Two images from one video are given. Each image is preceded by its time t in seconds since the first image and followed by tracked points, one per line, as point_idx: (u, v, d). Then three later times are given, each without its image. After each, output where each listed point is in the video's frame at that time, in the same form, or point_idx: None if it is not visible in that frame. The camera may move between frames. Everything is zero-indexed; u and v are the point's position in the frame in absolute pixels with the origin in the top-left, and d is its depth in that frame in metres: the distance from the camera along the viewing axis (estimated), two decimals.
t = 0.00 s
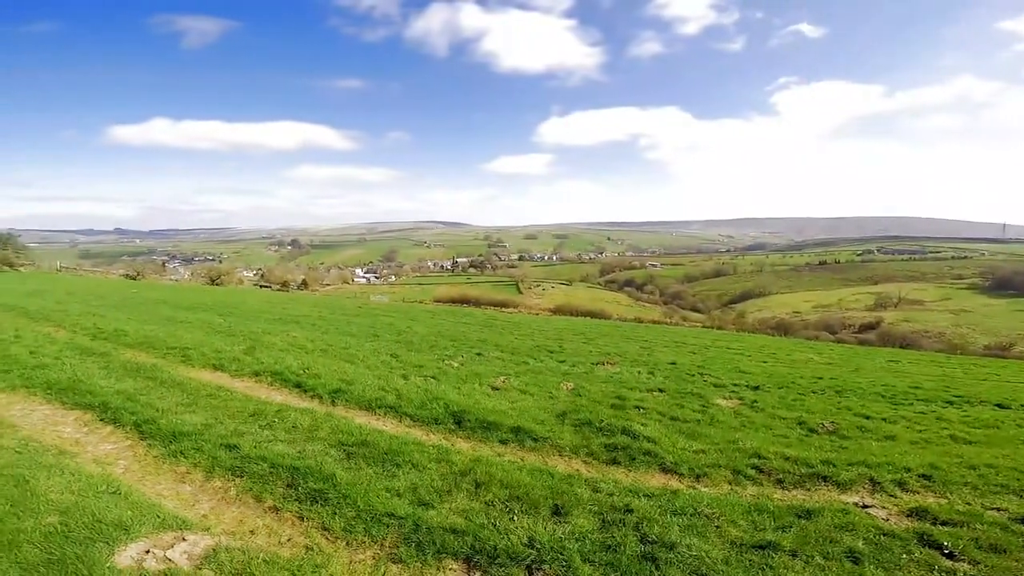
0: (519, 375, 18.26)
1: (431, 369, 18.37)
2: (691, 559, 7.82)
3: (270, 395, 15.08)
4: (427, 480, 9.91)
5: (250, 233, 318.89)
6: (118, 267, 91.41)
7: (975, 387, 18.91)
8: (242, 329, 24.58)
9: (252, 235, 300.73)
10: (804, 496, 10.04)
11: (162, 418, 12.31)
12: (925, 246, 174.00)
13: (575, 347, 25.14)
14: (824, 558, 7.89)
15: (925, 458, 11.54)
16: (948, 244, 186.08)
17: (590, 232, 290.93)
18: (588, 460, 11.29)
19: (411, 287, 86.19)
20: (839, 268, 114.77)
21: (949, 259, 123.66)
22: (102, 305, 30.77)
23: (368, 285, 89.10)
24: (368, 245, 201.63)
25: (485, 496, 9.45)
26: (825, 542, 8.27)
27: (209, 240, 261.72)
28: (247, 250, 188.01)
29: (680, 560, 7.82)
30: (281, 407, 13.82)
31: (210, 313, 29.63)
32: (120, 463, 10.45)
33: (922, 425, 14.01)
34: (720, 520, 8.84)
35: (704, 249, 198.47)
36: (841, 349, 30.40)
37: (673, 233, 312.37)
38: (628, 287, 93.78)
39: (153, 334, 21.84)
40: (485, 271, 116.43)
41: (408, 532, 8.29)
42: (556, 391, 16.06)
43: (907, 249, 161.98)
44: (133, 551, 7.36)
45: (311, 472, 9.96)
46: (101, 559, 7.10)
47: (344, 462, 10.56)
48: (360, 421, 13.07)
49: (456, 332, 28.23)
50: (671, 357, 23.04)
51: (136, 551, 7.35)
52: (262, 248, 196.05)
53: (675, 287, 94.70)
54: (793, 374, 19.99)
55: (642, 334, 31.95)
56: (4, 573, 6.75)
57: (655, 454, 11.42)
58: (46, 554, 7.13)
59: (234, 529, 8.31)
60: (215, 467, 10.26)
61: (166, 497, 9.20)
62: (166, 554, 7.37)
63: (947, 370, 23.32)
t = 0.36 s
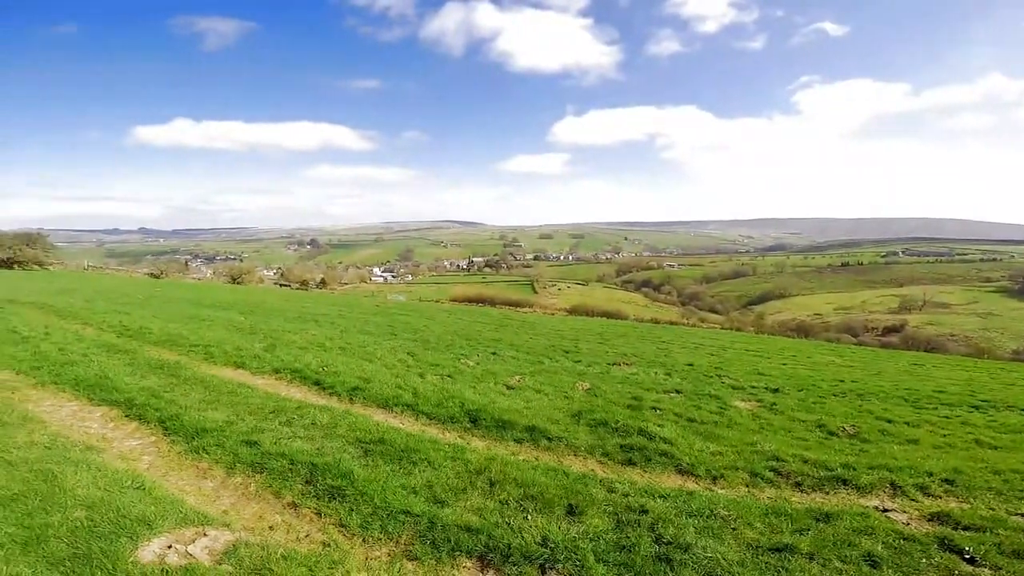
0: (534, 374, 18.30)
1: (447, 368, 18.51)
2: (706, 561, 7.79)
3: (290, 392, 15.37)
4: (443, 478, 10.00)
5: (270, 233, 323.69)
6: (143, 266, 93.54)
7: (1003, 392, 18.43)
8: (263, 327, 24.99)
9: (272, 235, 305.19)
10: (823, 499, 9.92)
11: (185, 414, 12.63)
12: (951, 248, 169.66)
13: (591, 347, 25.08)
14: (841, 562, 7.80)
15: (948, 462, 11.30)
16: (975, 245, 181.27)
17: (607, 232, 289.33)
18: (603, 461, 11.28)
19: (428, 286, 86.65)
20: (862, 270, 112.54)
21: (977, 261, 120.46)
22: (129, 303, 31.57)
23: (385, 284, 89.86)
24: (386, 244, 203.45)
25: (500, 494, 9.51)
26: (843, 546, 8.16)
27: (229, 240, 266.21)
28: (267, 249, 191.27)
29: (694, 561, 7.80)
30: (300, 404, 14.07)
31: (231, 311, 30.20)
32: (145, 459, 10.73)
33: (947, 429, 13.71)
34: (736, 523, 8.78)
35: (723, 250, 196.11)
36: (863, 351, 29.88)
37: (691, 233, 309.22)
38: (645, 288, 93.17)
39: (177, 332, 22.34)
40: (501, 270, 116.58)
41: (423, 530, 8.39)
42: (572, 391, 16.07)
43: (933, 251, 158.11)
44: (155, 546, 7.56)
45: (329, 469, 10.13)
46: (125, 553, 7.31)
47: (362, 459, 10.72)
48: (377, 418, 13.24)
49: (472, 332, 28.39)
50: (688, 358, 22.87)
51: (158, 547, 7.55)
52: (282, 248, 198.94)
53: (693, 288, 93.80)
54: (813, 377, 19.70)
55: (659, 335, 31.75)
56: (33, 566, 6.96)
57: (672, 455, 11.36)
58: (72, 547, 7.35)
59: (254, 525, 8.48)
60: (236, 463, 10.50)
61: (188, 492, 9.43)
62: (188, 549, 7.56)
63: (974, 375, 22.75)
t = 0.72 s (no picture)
0: (552, 372, 18.34)
1: (464, 365, 18.65)
2: (724, 562, 7.77)
3: (311, 387, 15.65)
4: (460, 475, 10.11)
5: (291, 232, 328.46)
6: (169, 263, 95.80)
7: None
8: (285, 324, 25.45)
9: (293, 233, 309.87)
10: (844, 502, 9.79)
11: (211, 409, 12.96)
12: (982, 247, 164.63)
13: (609, 346, 25.00)
14: (861, 565, 7.70)
15: (976, 467, 11.04)
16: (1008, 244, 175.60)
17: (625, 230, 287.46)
18: (620, 460, 11.27)
19: (446, 284, 87.13)
20: (888, 270, 109.88)
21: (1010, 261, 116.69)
22: (157, 300, 32.43)
23: (404, 282, 90.69)
24: (404, 243, 204.83)
25: (517, 492, 9.58)
26: (864, 549, 8.06)
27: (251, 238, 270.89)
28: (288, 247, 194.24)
29: (712, 562, 7.78)
30: (322, 400, 14.33)
31: (254, 308, 30.80)
32: (172, 453, 11.04)
33: (975, 433, 13.38)
34: (755, 524, 8.72)
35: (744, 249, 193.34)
36: (888, 353, 29.24)
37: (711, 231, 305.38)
38: (664, 287, 92.36)
39: (202, 329, 22.90)
40: (519, 269, 116.63)
41: (440, 526, 8.51)
42: (589, 390, 16.07)
43: (963, 250, 153.56)
44: (181, 539, 7.78)
45: (349, 464, 10.32)
46: (152, 546, 7.55)
47: (381, 455, 10.89)
48: (396, 415, 13.42)
49: (490, 330, 28.51)
50: (708, 358, 22.66)
51: (184, 540, 7.77)
52: (303, 246, 201.80)
53: (713, 286, 92.68)
54: (837, 378, 19.36)
55: (678, 334, 31.50)
56: (65, 557, 7.22)
57: (690, 456, 11.31)
58: (102, 540, 7.59)
59: (276, 519, 8.67)
60: (259, 457, 10.74)
61: (213, 486, 9.69)
62: (212, 543, 7.77)
63: (1005, 378, 22.10)
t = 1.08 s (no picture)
0: (579, 369, 18.35)
1: (492, 360, 18.83)
2: (751, 564, 7.71)
3: (344, 378, 16.07)
4: (486, 469, 10.26)
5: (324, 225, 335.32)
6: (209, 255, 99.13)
7: None
8: (318, 315, 26.13)
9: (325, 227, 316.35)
10: (879, 507, 9.56)
11: (247, 398, 13.45)
12: None
13: (638, 344, 24.83)
14: (895, 571, 7.54)
15: None
16: None
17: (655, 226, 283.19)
18: (648, 459, 11.24)
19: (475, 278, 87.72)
20: (933, 270, 105.46)
21: None
22: (198, 290, 33.71)
23: (433, 276, 91.71)
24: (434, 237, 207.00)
25: (542, 488, 9.67)
26: (898, 554, 7.89)
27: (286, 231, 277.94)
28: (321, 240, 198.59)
29: (739, 564, 7.72)
30: (354, 391, 14.70)
31: (289, 299, 31.72)
32: (210, 440, 11.50)
33: None
34: (784, 527, 8.61)
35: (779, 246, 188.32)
36: (931, 356, 28.17)
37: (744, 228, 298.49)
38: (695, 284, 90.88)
39: (239, 318, 23.70)
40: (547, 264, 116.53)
41: (465, 519, 8.66)
42: (617, 387, 16.04)
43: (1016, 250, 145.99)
44: (216, 526, 8.10)
45: (379, 455, 10.58)
46: (189, 532, 7.87)
47: (410, 447, 11.13)
48: (425, 407, 13.67)
49: (518, 324, 28.66)
50: (740, 358, 22.28)
51: (218, 527, 8.08)
52: (335, 240, 205.78)
53: (746, 285, 90.77)
54: (875, 381, 18.79)
55: (709, 333, 31.05)
56: (106, 542, 7.54)
57: (720, 457, 11.21)
58: (141, 526, 7.91)
59: (308, 508, 8.96)
60: (293, 446, 11.11)
61: (248, 473, 10.05)
62: (245, 530, 8.06)
63: None
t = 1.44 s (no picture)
0: (607, 368, 18.36)
1: (518, 357, 18.99)
2: (781, 567, 7.69)
3: (374, 373, 16.48)
4: (513, 467, 10.42)
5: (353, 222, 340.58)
6: (244, 250, 101.99)
7: None
8: (348, 310, 26.74)
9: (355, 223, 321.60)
10: (916, 512, 9.37)
11: (282, 392, 13.92)
12: None
13: (666, 344, 24.66)
14: None
15: None
16: None
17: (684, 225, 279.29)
18: (677, 459, 11.24)
19: (501, 276, 88.06)
20: (978, 273, 101.24)
21: None
22: (233, 285, 34.80)
23: (460, 274, 92.38)
24: (461, 235, 208.14)
25: (568, 486, 9.78)
26: (934, 559, 7.78)
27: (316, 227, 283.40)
28: (351, 237, 202.04)
29: (769, 567, 7.71)
30: (384, 386, 15.07)
31: (321, 295, 32.51)
32: (245, 433, 11.90)
33: None
34: (817, 530, 8.54)
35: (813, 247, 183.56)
36: (974, 361, 27.24)
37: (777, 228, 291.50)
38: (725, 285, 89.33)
39: (273, 313, 24.42)
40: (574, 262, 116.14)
41: (491, 516, 8.82)
42: (645, 387, 16.00)
43: None
44: (250, 518, 8.37)
45: (408, 451, 10.86)
46: (225, 523, 8.12)
47: (438, 443, 11.37)
48: (453, 403, 13.92)
49: (544, 323, 28.77)
50: (772, 361, 21.94)
51: (253, 519, 8.36)
52: (364, 236, 209.00)
53: (778, 286, 88.81)
54: (913, 386, 18.31)
55: (739, 334, 30.62)
56: (144, 533, 7.72)
57: (751, 459, 11.14)
58: (178, 518, 8.09)
59: (338, 501, 9.23)
60: (325, 440, 11.47)
61: (281, 466, 10.39)
62: (279, 522, 8.33)
63: None
